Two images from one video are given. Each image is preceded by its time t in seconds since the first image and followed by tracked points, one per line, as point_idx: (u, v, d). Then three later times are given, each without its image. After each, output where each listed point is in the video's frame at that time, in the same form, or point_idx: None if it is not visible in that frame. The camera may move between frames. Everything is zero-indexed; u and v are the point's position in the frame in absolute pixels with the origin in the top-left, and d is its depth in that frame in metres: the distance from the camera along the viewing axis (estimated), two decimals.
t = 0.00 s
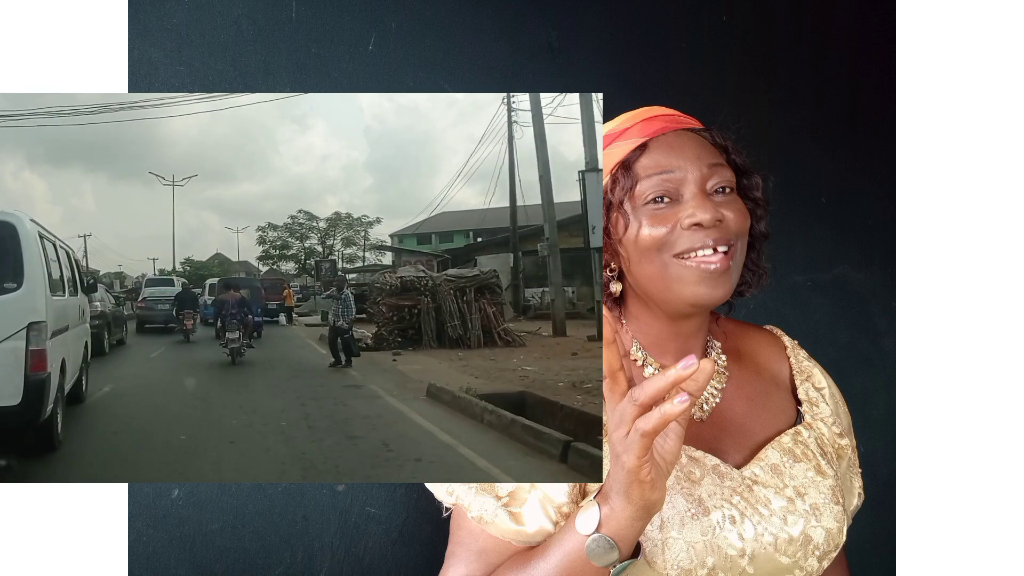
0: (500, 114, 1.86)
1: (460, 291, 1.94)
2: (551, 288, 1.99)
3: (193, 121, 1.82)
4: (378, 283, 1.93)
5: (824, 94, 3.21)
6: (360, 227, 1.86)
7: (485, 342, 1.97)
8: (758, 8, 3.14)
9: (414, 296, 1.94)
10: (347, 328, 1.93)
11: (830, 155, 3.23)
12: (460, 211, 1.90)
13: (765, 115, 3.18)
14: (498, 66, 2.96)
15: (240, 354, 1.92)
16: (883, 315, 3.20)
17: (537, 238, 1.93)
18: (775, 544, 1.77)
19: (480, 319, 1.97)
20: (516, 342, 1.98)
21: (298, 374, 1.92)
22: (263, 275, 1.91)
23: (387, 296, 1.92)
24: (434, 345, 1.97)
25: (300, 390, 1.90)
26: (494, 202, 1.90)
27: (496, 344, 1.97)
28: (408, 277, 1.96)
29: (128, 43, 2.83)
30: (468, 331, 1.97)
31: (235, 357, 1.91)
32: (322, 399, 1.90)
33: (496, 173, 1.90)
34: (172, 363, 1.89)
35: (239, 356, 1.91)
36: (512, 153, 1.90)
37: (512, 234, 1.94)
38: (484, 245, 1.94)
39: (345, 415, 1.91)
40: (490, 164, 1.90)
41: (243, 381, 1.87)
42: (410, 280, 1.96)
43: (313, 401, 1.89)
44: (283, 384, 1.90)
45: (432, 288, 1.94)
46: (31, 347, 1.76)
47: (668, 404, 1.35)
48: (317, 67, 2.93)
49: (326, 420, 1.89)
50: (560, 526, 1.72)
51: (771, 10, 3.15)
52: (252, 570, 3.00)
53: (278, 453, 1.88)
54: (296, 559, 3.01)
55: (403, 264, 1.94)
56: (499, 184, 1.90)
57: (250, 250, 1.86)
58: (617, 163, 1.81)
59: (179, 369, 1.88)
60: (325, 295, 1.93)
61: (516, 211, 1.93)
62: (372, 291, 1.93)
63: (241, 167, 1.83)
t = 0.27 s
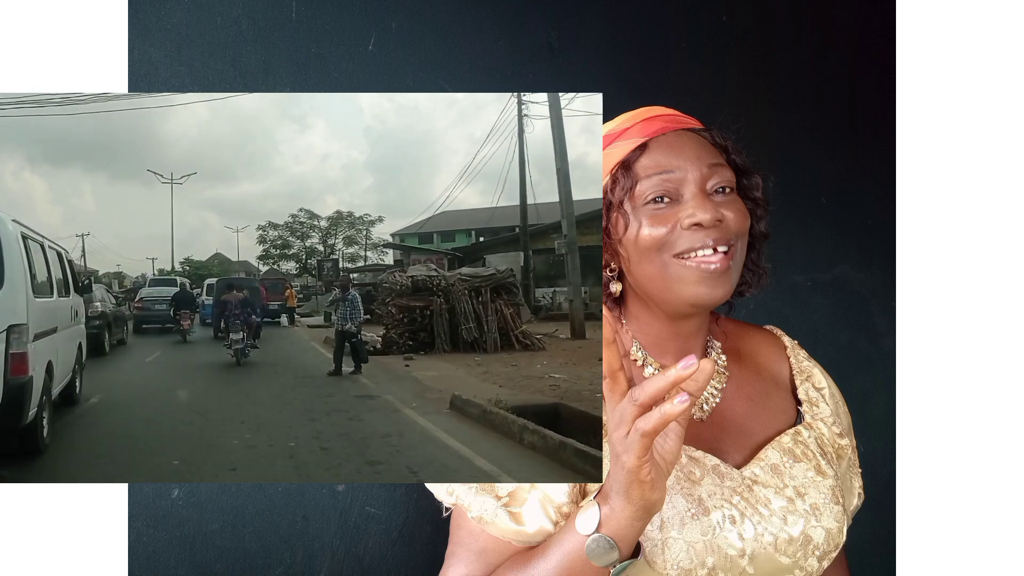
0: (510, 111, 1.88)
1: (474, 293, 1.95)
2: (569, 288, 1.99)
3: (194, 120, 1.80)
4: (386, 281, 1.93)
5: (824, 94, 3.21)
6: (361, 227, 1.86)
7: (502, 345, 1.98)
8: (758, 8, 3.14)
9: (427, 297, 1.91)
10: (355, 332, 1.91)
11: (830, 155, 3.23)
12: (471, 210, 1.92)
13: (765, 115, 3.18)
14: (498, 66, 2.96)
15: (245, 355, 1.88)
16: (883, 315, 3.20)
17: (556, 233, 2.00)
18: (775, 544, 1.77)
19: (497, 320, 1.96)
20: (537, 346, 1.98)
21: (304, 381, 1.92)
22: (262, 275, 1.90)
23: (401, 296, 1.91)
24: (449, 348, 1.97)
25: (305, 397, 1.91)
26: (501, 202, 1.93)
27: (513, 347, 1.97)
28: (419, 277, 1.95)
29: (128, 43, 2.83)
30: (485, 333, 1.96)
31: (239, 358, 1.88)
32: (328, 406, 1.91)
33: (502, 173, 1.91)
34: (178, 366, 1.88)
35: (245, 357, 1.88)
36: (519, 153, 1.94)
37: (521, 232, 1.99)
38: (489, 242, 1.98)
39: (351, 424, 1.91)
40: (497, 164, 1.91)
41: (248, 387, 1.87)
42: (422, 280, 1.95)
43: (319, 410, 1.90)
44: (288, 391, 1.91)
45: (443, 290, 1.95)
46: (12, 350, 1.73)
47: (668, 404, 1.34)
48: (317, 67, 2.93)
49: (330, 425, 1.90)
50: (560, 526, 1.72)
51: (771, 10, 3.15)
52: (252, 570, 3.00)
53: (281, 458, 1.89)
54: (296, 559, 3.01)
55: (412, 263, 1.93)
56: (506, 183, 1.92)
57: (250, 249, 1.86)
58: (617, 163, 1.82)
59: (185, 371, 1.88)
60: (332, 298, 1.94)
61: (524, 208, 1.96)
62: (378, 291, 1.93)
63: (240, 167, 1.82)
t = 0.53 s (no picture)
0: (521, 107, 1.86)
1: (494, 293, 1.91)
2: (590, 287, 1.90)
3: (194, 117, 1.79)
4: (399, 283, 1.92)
5: (824, 94, 3.21)
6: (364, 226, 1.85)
7: (526, 349, 1.94)
8: (758, 8, 3.14)
9: (445, 298, 1.90)
10: (365, 335, 1.90)
11: (830, 155, 3.23)
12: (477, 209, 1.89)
13: (765, 115, 3.18)
14: (498, 66, 2.96)
15: (250, 356, 1.87)
16: (883, 315, 3.20)
17: (581, 228, 1.87)
18: (775, 544, 1.77)
19: (521, 323, 1.92)
20: (563, 349, 1.93)
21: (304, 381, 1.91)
22: (262, 275, 1.88)
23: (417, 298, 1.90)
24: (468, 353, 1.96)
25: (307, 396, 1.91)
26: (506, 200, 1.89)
27: (539, 351, 1.94)
28: (436, 276, 1.92)
29: (128, 43, 2.83)
30: (508, 337, 1.94)
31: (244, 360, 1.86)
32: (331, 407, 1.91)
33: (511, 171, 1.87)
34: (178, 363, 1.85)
35: (250, 358, 1.87)
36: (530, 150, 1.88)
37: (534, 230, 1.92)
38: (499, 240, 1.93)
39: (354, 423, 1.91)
40: (505, 162, 1.87)
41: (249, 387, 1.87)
42: (439, 279, 1.92)
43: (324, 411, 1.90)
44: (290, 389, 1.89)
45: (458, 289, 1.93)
46: None
47: (668, 404, 1.34)
48: (317, 67, 2.93)
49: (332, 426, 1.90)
50: (560, 526, 1.72)
51: (771, 10, 3.15)
52: (252, 570, 3.00)
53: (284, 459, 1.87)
54: (296, 559, 3.01)
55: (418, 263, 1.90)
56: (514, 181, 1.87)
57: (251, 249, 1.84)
58: (617, 162, 1.81)
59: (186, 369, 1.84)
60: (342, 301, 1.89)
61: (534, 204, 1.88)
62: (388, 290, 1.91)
63: (240, 167, 1.81)
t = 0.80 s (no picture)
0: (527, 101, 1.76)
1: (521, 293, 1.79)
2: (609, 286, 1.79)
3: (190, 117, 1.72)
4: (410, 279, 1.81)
5: (824, 94, 3.21)
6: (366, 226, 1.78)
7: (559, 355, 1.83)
8: (758, 8, 3.14)
9: (468, 298, 1.79)
10: (379, 338, 1.80)
11: (830, 155, 3.23)
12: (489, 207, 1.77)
13: (765, 115, 3.18)
14: (498, 66, 2.96)
15: (252, 357, 1.79)
16: (883, 315, 3.20)
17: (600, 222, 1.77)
18: (775, 544, 1.77)
19: (552, 324, 1.81)
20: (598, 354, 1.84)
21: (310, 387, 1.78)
22: (260, 276, 1.80)
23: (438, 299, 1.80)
24: (494, 360, 1.83)
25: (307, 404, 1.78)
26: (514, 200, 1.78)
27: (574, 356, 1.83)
28: (457, 274, 1.81)
29: (128, 43, 2.83)
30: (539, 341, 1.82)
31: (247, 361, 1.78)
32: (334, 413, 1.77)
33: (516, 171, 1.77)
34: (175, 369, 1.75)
35: (252, 359, 1.79)
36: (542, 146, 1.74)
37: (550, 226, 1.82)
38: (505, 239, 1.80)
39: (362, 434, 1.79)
40: (511, 161, 1.76)
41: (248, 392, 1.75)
42: (459, 277, 1.81)
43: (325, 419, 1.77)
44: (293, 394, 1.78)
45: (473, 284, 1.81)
46: None
47: (668, 404, 1.34)
48: (317, 67, 2.93)
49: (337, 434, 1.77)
50: (560, 526, 1.73)
51: (771, 10, 3.15)
52: (252, 570, 3.01)
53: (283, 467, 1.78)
54: (296, 559, 3.01)
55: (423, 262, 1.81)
56: (522, 181, 1.78)
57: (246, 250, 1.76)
58: (617, 163, 1.81)
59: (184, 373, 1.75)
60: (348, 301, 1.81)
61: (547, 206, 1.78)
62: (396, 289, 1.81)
63: (237, 167, 1.74)
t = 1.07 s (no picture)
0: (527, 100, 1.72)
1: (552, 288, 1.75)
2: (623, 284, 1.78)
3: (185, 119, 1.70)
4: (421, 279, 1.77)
5: (824, 94, 3.21)
6: (366, 223, 1.75)
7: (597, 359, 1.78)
8: (758, 8, 3.14)
9: (493, 298, 1.77)
10: (399, 344, 1.77)
11: (830, 155, 3.23)
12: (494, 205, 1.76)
13: (765, 115, 3.18)
14: (498, 66, 2.96)
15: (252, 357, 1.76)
16: (883, 315, 3.20)
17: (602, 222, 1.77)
18: (775, 544, 1.77)
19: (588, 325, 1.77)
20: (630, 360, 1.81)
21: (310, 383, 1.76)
22: (258, 275, 1.76)
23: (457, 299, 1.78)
24: (523, 365, 1.78)
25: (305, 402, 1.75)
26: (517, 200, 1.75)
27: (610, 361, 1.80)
28: (480, 270, 1.79)
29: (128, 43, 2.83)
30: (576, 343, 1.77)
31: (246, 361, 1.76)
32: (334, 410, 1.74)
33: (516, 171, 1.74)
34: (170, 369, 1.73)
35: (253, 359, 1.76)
36: (551, 146, 1.70)
37: (565, 220, 1.78)
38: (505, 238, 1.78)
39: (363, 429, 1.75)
40: (510, 160, 1.74)
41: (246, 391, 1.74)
42: (483, 275, 1.78)
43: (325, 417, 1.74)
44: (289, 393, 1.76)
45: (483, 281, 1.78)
46: None
47: (668, 404, 1.34)
48: (317, 67, 2.93)
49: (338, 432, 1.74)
50: (560, 527, 1.74)
51: (771, 10, 3.15)
52: (252, 570, 3.01)
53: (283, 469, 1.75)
54: (296, 559, 3.01)
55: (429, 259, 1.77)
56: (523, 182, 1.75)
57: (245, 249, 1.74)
58: (617, 163, 1.81)
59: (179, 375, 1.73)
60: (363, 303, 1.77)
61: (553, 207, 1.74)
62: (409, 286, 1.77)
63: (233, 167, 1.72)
